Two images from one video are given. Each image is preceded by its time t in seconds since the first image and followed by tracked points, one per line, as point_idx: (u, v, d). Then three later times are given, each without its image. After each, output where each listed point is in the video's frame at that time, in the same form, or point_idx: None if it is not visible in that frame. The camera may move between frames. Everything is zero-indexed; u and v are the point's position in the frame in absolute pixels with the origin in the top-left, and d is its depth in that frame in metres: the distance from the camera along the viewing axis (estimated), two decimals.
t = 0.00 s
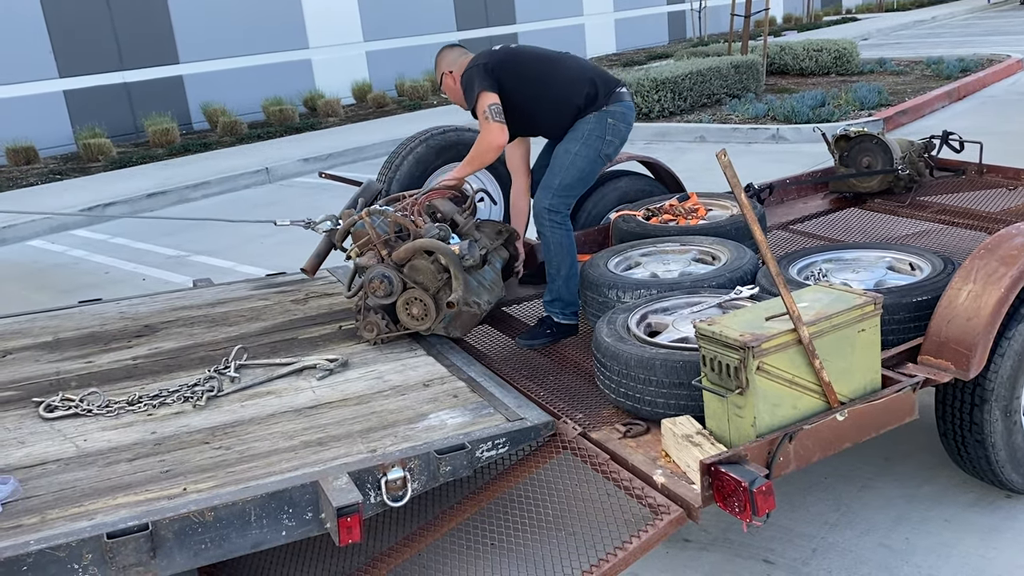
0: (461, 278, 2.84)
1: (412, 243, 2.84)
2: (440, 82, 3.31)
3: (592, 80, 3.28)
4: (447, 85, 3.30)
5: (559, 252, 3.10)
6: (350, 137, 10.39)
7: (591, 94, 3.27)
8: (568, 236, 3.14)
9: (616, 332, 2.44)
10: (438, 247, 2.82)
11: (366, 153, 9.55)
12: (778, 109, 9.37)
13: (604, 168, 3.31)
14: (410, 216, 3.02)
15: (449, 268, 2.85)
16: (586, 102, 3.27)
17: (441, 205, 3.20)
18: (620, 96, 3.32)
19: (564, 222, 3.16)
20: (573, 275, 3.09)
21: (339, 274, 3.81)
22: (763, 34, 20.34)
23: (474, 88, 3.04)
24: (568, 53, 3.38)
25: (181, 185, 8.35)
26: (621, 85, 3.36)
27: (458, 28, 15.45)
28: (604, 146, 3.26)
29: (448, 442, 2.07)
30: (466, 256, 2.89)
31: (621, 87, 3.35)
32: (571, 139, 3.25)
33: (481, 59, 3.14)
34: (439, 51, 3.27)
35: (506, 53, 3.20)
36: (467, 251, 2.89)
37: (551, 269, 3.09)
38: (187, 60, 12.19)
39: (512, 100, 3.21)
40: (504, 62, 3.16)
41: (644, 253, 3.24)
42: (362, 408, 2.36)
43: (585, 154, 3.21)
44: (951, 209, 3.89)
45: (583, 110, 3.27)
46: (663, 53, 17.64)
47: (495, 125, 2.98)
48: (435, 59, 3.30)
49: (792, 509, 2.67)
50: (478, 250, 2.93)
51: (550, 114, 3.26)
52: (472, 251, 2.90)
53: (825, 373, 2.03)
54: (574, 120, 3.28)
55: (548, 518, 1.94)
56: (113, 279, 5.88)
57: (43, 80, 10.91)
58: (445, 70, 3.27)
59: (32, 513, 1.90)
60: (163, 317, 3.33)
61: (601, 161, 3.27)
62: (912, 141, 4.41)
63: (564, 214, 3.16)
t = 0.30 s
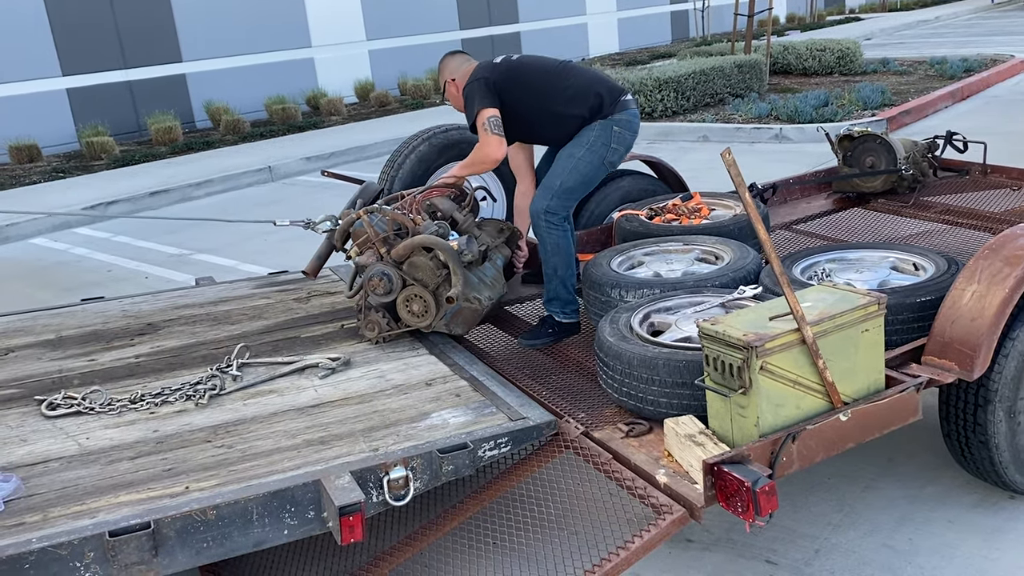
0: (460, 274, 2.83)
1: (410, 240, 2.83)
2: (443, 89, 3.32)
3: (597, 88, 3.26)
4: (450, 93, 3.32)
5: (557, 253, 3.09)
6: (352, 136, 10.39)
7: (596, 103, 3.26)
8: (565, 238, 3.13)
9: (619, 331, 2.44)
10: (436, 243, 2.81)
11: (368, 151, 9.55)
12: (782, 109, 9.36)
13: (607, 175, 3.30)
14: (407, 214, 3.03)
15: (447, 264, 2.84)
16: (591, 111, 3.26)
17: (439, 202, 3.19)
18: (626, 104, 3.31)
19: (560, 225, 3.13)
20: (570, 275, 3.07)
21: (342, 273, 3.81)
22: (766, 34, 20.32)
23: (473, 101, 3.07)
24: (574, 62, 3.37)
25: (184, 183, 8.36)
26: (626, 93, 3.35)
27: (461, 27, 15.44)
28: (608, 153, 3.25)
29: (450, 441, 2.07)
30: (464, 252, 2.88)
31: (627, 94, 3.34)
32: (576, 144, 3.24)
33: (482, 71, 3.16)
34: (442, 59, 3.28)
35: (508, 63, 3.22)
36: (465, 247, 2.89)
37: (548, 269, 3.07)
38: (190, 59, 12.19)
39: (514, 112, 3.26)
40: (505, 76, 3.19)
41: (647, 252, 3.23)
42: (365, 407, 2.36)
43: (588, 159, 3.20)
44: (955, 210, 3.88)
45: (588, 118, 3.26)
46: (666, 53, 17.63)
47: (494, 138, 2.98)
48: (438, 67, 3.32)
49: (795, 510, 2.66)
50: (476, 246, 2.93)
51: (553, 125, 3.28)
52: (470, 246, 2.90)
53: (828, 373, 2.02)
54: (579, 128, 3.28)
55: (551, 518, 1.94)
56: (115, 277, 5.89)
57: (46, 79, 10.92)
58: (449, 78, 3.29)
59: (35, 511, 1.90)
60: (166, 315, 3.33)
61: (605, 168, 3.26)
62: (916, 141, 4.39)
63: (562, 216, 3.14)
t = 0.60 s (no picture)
0: (455, 269, 2.85)
1: (404, 237, 2.85)
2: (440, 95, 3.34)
3: (594, 96, 3.23)
4: (448, 99, 3.34)
5: (554, 258, 3.08)
6: (356, 135, 10.39)
7: (593, 111, 3.24)
8: (562, 244, 3.12)
9: (622, 331, 2.44)
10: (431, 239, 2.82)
11: (371, 151, 9.55)
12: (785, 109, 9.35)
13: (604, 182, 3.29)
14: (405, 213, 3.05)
15: (443, 260, 2.85)
16: (588, 119, 3.24)
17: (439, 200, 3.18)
18: (625, 110, 3.28)
19: (555, 231, 3.12)
20: (566, 279, 3.07)
21: (345, 271, 3.81)
22: (770, 34, 20.29)
23: (468, 118, 3.08)
24: (573, 66, 3.33)
25: (187, 182, 8.37)
26: (625, 98, 3.31)
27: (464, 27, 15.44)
28: (605, 160, 3.24)
29: (453, 440, 2.07)
30: (460, 248, 2.90)
31: (625, 99, 3.31)
32: (572, 152, 3.23)
33: (476, 82, 3.16)
34: (440, 65, 3.30)
35: (503, 72, 3.20)
36: (461, 243, 2.91)
37: (544, 272, 3.07)
38: (193, 57, 12.20)
39: (510, 124, 3.25)
40: (499, 89, 3.17)
41: (651, 252, 3.23)
42: (368, 406, 2.36)
43: (584, 167, 3.19)
44: (959, 210, 3.87)
45: (585, 126, 3.25)
46: (670, 52, 17.62)
47: (482, 152, 2.99)
48: (436, 74, 3.33)
49: (799, 510, 2.66)
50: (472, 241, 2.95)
51: (549, 134, 3.27)
52: (466, 242, 2.92)
53: (833, 373, 2.02)
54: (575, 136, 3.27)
55: (555, 516, 1.94)
56: (118, 275, 5.89)
57: (50, 77, 10.94)
58: (446, 85, 3.31)
59: (38, 509, 1.90)
60: (169, 314, 3.33)
61: (602, 176, 3.25)
62: (920, 141, 4.39)
63: (557, 222, 3.13)
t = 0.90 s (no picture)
0: (456, 263, 2.83)
1: (403, 234, 2.84)
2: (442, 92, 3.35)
3: (594, 92, 3.23)
4: (451, 94, 3.35)
5: (559, 257, 3.07)
6: (359, 135, 10.39)
7: (593, 106, 3.23)
8: (567, 243, 3.11)
9: (626, 330, 2.43)
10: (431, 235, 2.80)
11: (375, 150, 9.56)
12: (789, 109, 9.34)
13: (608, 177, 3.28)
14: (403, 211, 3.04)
15: (443, 255, 2.84)
16: (588, 114, 3.23)
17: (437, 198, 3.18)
18: (626, 105, 3.27)
19: (560, 230, 3.11)
20: (571, 278, 3.06)
21: (348, 269, 3.81)
22: (773, 34, 20.27)
23: (469, 114, 3.08)
24: (573, 61, 3.32)
25: (191, 181, 8.37)
26: (626, 92, 3.31)
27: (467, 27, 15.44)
28: (608, 156, 3.22)
29: (457, 439, 2.07)
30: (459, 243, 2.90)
31: (626, 94, 3.30)
32: (574, 148, 3.22)
33: (477, 78, 3.17)
34: (443, 60, 3.30)
35: (503, 68, 3.21)
36: (460, 237, 2.91)
37: (550, 272, 3.06)
38: (197, 57, 12.21)
39: (511, 118, 3.26)
40: (499, 85, 3.18)
41: (655, 252, 3.22)
42: (372, 405, 2.36)
43: (586, 163, 3.18)
44: (964, 210, 3.87)
45: (586, 121, 3.24)
46: (673, 52, 17.61)
47: (483, 149, 3.00)
48: (439, 69, 3.34)
49: (802, 510, 2.65)
50: (472, 236, 2.96)
51: (550, 130, 3.27)
52: (465, 236, 2.92)
53: (838, 373, 2.02)
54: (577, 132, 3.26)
55: (559, 515, 1.94)
56: (122, 274, 5.90)
57: (54, 76, 10.96)
58: (449, 80, 3.31)
59: (42, 506, 1.90)
60: (172, 312, 3.34)
61: (604, 171, 3.23)
62: (925, 141, 4.38)
63: (562, 221, 3.11)
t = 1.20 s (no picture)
0: (460, 265, 2.83)
1: (408, 234, 2.82)
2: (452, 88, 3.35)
3: (599, 87, 3.23)
4: (460, 90, 3.35)
5: (564, 255, 3.07)
6: (362, 136, 10.40)
7: (597, 101, 3.23)
8: (572, 240, 3.10)
9: (629, 331, 2.43)
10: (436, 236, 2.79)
11: (378, 151, 9.57)
12: (793, 110, 9.33)
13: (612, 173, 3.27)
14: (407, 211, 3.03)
15: (447, 256, 2.83)
16: (592, 109, 3.23)
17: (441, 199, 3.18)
18: (630, 100, 3.27)
19: (566, 226, 3.11)
20: (576, 277, 3.06)
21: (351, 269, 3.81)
22: (777, 35, 20.26)
23: (476, 107, 3.08)
24: (577, 58, 3.33)
25: (194, 182, 8.38)
26: (630, 88, 3.31)
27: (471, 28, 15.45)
28: (612, 151, 3.22)
29: (459, 440, 2.07)
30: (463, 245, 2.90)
31: (630, 90, 3.30)
32: (579, 144, 3.22)
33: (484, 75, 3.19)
34: (453, 57, 3.31)
35: (509, 65, 3.22)
36: (465, 239, 2.92)
37: (554, 270, 3.06)
38: (201, 57, 12.23)
39: (517, 114, 3.27)
40: (504, 81, 3.20)
41: (658, 252, 3.22)
42: (374, 404, 2.36)
43: (591, 159, 3.18)
44: (967, 211, 3.86)
45: (590, 117, 3.24)
46: (676, 53, 17.61)
47: (492, 138, 2.99)
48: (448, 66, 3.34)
49: (805, 510, 2.65)
50: (476, 237, 2.96)
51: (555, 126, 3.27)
52: (469, 238, 2.93)
53: (840, 374, 2.01)
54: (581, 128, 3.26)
55: (560, 516, 1.94)
56: (126, 274, 5.91)
57: (59, 77, 10.99)
58: (458, 76, 3.31)
59: (45, 506, 1.91)
60: (176, 312, 3.34)
61: (609, 167, 3.23)
62: (928, 143, 4.38)
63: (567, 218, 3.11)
